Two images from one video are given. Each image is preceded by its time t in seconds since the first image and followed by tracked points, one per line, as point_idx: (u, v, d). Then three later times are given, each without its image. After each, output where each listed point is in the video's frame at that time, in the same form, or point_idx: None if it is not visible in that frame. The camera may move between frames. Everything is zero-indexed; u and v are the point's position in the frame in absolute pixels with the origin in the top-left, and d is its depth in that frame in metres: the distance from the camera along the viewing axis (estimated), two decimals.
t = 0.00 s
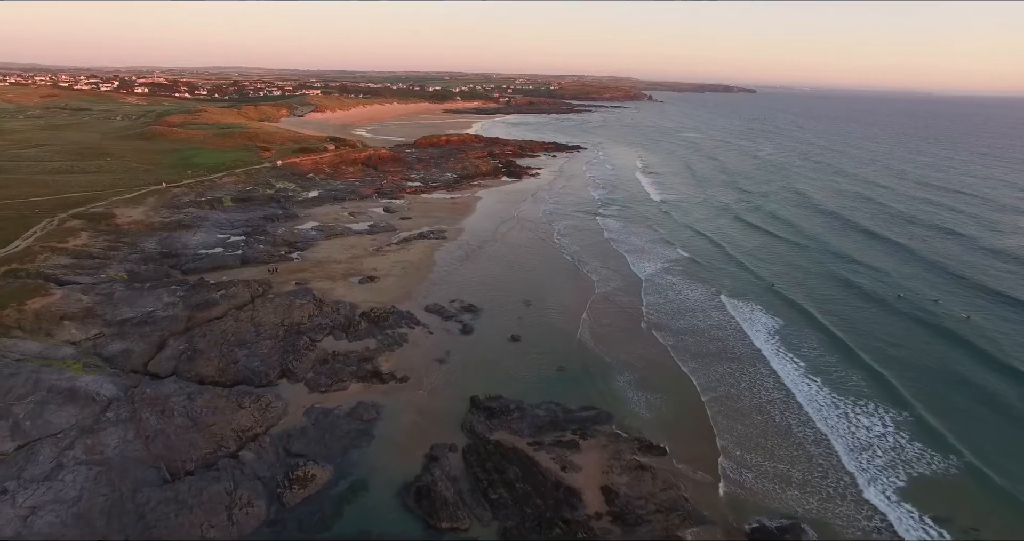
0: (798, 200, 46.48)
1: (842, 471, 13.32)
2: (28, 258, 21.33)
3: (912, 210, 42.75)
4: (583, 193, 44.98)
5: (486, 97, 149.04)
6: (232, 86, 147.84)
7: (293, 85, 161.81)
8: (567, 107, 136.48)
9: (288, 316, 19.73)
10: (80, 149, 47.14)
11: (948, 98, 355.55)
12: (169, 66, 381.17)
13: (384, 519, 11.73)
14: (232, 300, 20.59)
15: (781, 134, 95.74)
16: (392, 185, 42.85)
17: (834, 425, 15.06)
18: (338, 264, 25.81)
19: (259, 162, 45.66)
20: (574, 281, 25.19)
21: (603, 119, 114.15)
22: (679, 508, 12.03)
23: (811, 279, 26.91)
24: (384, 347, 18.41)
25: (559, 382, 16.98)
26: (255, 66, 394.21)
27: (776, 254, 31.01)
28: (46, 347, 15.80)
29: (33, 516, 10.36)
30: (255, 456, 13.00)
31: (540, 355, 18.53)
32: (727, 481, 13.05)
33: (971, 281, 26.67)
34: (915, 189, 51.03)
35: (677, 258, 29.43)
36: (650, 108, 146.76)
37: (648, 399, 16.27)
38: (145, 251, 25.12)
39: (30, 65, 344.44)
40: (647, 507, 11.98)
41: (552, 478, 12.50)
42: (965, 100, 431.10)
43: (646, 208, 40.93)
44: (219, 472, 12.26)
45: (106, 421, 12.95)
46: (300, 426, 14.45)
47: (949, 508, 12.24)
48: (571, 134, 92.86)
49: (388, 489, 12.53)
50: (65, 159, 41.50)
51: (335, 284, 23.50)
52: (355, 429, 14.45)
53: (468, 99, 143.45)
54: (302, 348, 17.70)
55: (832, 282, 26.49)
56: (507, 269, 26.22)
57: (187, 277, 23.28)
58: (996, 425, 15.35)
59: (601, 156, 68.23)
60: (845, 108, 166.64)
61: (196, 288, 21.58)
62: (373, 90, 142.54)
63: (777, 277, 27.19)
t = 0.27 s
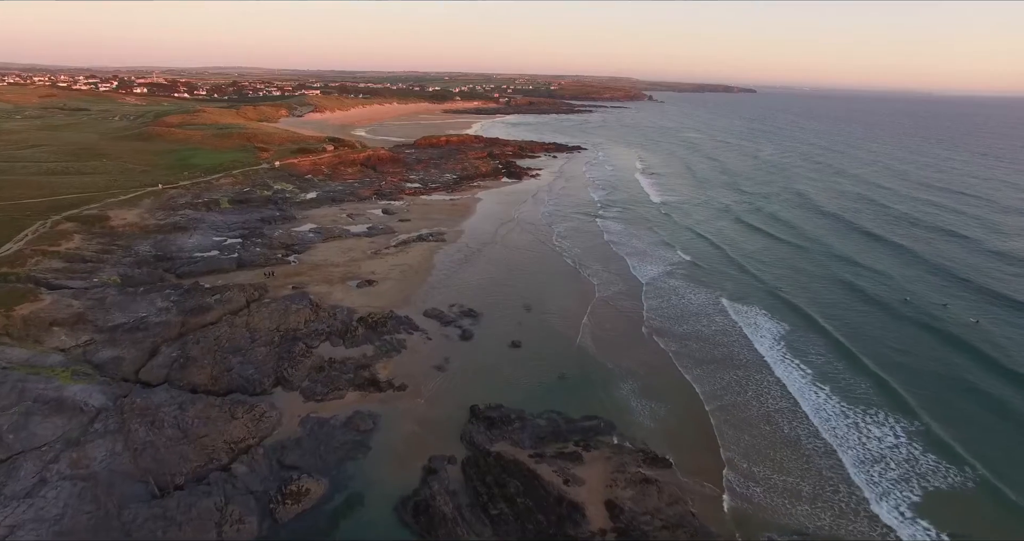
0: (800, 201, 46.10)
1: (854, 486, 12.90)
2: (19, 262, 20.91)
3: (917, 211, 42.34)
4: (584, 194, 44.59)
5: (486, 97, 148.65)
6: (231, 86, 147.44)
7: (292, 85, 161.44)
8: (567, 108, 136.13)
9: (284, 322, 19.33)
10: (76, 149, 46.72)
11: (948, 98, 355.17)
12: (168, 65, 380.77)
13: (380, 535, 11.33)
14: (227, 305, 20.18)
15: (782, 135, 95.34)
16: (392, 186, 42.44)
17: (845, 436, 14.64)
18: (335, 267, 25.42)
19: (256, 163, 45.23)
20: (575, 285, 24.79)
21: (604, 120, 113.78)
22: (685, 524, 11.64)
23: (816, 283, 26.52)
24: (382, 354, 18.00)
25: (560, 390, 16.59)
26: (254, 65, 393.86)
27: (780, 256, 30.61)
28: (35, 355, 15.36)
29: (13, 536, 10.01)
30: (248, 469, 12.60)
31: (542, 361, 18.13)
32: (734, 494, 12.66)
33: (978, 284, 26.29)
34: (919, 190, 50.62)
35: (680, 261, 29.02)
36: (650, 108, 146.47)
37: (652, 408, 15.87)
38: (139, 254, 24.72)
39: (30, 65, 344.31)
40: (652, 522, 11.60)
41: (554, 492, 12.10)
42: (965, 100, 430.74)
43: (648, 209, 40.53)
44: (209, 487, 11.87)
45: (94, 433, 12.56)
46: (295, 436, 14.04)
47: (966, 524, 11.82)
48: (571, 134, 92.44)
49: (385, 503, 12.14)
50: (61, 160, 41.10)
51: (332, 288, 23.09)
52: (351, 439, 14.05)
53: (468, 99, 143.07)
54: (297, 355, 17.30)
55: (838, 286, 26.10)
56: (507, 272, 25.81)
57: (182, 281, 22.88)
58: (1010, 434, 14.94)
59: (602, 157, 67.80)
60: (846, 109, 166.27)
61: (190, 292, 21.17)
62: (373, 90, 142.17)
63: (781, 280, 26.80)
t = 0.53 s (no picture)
0: (803, 202, 45.69)
1: (868, 501, 12.48)
2: (9, 266, 20.50)
3: (921, 212, 41.92)
4: (585, 195, 44.17)
5: (486, 97, 148.29)
6: (231, 86, 147.07)
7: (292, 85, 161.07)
8: (568, 108, 135.75)
9: (279, 327, 18.93)
10: (72, 150, 46.31)
11: (949, 98, 354.80)
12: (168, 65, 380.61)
13: None
14: (222, 310, 19.76)
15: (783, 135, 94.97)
16: (391, 187, 42.02)
17: (856, 448, 14.23)
18: (333, 270, 25.01)
19: (254, 164, 44.80)
20: (577, 289, 24.36)
21: (605, 120, 113.48)
22: None
23: (821, 286, 26.12)
24: (380, 361, 17.60)
25: (562, 399, 16.19)
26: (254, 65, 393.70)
27: (784, 259, 30.19)
28: (22, 363, 14.93)
29: None
30: (240, 483, 12.19)
31: (543, 368, 17.73)
32: (742, 509, 12.26)
33: (985, 288, 25.91)
34: (923, 192, 50.21)
35: (683, 264, 28.62)
36: (651, 108, 146.20)
37: (657, 418, 15.47)
38: (134, 257, 24.30)
39: (30, 65, 344.22)
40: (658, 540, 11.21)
41: (556, 508, 11.71)
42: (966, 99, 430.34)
43: (650, 211, 40.11)
44: (199, 502, 11.46)
45: (80, 446, 12.14)
46: (289, 448, 13.63)
47: None
48: (572, 134, 92.02)
49: (381, 519, 11.74)
50: (57, 161, 40.67)
51: (330, 292, 22.66)
52: (347, 451, 13.64)
53: (468, 99, 142.68)
54: (293, 363, 16.88)
55: (843, 289, 25.74)
56: (508, 275, 25.44)
57: (176, 285, 22.47)
58: None
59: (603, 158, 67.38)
60: (846, 109, 165.93)
61: (185, 296, 20.75)
62: (372, 90, 141.82)
63: (786, 284, 26.41)
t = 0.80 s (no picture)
0: (808, 204, 45.28)
1: (882, 516, 12.09)
2: (4, 269, 20.22)
3: (927, 214, 41.44)
4: (588, 197, 43.83)
5: (488, 97, 148.07)
6: (233, 86, 147.10)
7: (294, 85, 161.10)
8: (570, 108, 135.40)
9: (278, 332, 18.62)
10: (72, 150, 46.10)
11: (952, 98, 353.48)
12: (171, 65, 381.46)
13: None
14: (220, 314, 19.45)
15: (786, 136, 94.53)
16: (392, 189, 41.69)
17: (868, 459, 13.83)
18: (333, 273, 24.70)
19: (255, 165, 44.54)
20: (580, 293, 24.00)
21: (607, 120, 113.05)
22: None
23: (828, 290, 25.74)
24: (380, 367, 17.26)
25: (566, 407, 15.83)
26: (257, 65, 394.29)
27: (789, 262, 29.81)
28: (14, 369, 14.64)
29: None
30: (234, 495, 11.86)
31: (546, 375, 17.38)
32: (752, 523, 11.90)
33: (995, 291, 25.51)
34: (929, 193, 49.71)
35: (687, 267, 28.24)
36: (653, 109, 145.73)
37: (663, 427, 15.11)
38: (131, 259, 24.02)
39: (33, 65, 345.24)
40: None
41: (560, 522, 11.36)
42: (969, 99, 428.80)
43: (653, 213, 39.73)
44: (192, 515, 11.14)
45: (70, 456, 11.82)
46: (286, 458, 13.30)
47: None
48: (574, 135, 91.67)
49: (380, 532, 11.41)
50: (56, 161, 40.45)
51: (329, 296, 22.34)
52: (345, 461, 13.30)
53: (470, 100, 142.36)
54: (291, 369, 16.56)
55: (850, 293, 25.33)
56: (509, 278, 25.10)
57: (174, 288, 22.16)
58: None
59: (605, 159, 66.99)
60: (849, 109, 165.33)
61: (182, 300, 20.45)
62: (374, 90, 141.66)
63: (792, 287, 26.03)
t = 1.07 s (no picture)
0: (813, 205, 44.75)
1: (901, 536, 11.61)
2: None
3: (935, 216, 40.89)
4: (591, 198, 43.36)
5: (490, 97, 147.59)
6: (235, 86, 147.04)
7: (295, 85, 161.01)
8: (572, 108, 134.90)
9: (275, 338, 18.23)
10: (71, 151, 45.74)
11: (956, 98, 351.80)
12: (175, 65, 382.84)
13: None
14: (217, 318, 19.05)
15: (790, 136, 93.91)
16: (393, 190, 41.30)
17: (883, 473, 13.36)
18: (332, 276, 24.30)
19: (255, 165, 44.15)
20: (584, 297, 23.54)
21: (610, 121, 112.53)
22: None
23: (836, 294, 25.25)
24: (379, 374, 16.85)
25: (569, 416, 15.43)
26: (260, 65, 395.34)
27: (797, 265, 29.32)
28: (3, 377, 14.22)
29: None
30: (228, 510, 11.44)
31: (549, 383, 16.97)
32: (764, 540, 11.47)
33: (1007, 296, 24.99)
34: (936, 194, 49.13)
35: (692, 270, 27.78)
36: (656, 109, 145.16)
37: (670, 437, 14.69)
38: (128, 262, 23.64)
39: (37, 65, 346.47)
40: None
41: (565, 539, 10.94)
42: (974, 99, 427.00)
43: (657, 214, 39.25)
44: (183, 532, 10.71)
45: (58, 469, 11.40)
46: (282, 469, 12.88)
47: None
48: (576, 135, 91.16)
49: None
50: (54, 162, 40.13)
51: (328, 300, 21.94)
52: (343, 474, 12.88)
53: (472, 100, 141.95)
54: (288, 376, 16.16)
55: (859, 298, 24.85)
56: (512, 282, 24.68)
57: (170, 292, 21.77)
58: None
59: (609, 159, 66.50)
60: (853, 110, 164.52)
61: (178, 304, 20.06)
62: (376, 90, 141.47)
63: (800, 291, 25.55)
